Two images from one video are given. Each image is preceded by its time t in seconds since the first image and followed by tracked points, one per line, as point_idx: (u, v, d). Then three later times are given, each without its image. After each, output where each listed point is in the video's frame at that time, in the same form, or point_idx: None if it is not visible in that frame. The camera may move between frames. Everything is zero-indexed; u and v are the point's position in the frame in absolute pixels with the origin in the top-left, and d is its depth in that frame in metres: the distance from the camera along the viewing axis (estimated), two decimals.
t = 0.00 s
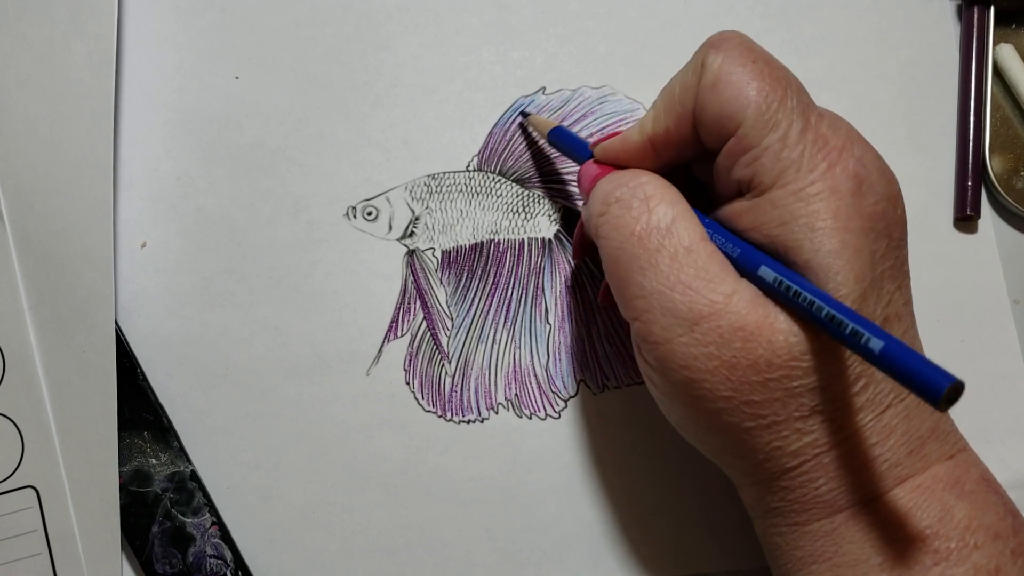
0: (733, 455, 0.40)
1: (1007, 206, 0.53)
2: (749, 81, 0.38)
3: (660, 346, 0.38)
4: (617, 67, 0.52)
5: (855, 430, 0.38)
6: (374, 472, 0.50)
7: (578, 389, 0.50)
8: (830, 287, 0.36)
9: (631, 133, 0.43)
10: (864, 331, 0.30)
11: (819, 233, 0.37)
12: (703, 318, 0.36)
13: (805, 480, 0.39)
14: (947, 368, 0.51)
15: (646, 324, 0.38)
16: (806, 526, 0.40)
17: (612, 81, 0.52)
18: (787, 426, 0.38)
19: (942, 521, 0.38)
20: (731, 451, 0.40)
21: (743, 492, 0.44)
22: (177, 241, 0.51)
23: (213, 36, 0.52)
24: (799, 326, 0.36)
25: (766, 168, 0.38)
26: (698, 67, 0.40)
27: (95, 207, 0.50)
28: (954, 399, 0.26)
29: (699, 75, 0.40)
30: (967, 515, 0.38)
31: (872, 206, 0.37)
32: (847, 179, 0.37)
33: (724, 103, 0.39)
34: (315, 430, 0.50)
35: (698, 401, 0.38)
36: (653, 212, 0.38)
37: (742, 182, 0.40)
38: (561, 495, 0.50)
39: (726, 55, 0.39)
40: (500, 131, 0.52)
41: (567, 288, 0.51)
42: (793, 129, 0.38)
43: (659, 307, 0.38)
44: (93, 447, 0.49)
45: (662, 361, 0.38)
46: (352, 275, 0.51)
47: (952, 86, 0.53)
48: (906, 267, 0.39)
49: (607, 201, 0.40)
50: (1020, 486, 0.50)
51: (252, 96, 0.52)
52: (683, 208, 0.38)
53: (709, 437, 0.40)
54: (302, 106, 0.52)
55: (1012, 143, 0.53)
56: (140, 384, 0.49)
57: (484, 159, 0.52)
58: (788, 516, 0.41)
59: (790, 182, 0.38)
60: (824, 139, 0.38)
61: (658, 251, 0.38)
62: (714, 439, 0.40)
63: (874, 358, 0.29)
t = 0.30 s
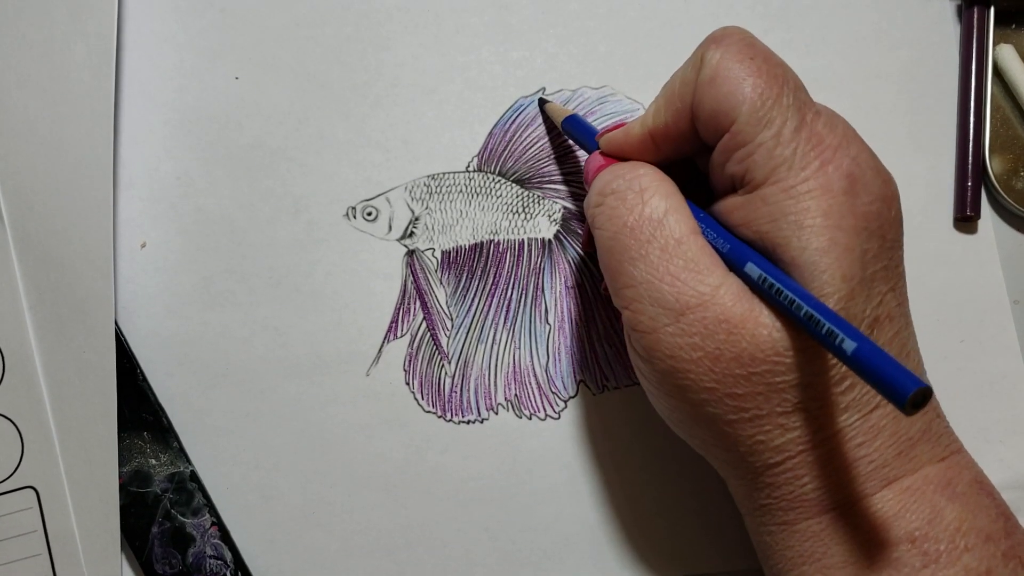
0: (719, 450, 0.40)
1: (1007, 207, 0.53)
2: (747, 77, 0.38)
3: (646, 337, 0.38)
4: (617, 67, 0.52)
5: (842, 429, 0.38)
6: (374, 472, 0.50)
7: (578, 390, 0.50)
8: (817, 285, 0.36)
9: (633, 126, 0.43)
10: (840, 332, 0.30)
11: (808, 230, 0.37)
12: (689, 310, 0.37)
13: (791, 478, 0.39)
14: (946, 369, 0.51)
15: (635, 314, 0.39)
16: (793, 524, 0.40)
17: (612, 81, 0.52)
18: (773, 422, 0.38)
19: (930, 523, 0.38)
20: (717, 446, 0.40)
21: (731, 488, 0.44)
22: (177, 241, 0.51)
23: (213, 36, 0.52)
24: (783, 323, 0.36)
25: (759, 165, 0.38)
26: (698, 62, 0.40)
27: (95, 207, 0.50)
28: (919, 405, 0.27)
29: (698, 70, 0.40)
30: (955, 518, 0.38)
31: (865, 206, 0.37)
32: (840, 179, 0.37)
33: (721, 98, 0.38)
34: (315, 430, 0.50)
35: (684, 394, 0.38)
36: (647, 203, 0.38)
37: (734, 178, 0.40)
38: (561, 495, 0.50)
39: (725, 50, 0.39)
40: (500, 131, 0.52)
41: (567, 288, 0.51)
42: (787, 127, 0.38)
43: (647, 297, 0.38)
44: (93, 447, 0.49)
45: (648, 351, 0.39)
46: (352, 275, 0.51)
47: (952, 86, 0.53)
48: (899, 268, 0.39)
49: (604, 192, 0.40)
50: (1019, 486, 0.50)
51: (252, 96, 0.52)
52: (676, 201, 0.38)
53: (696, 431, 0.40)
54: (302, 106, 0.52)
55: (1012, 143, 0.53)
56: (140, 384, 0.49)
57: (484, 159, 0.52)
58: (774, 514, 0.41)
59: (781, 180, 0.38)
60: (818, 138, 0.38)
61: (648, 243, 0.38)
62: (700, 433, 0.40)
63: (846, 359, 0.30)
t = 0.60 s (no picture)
0: (732, 445, 0.40)
1: (1007, 206, 0.53)
2: (767, 72, 0.38)
3: (662, 330, 0.38)
4: (617, 67, 0.52)
5: (856, 423, 0.38)
6: (374, 472, 0.50)
7: (578, 389, 0.50)
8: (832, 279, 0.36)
9: (649, 121, 0.43)
10: (864, 322, 0.30)
11: (828, 224, 0.37)
12: (707, 303, 0.36)
13: (803, 472, 0.39)
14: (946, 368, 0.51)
15: (650, 307, 0.38)
16: (803, 519, 0.40)
17: (612, 81, 0.52)
18: (787, 416, 0.38)
19: (941, 519, 0.38)
20: (730, 441, 0.40)
21: (739, 483, 0.44)
22: (177, 241, 0.51)
23: (213, 36, 0.52)
24: (802, 317, 0.36)
25: (779, 158, 0.38)
26: (717, 56, 0.40)
27: (95, 207, 0.50)
28: (947, 393, 0.27)
29: (717, 65, 0.40)
30: (966, 515, 0.38)
31: (883, 203, 0.37)
32: (859, 175, 0.37)
33: (741, 92, 0.39)
34: (315, 430, 0.50)
35: (698, 388, 0.38)
36: (664, 196, 0.38)
37: (754, 172, 0.40)
38: (561, 495, 0.49)
39: (745, 45, 0.39)
40: (500, 130, 0.52)
41: (567, 288, 0.51)
42: (807, 121, 0.38)
43: (664, 291, 0.38)
44: (93, 447, 0.49)
45: (664, 345, 0.38)
46: (352, 275, 0.51)
47: (951, 86, 0.53)
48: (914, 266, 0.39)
49: (620, 183, 0.40)
50: (1020, 485, 0.50)
51: (252, 96, 0.52)
52: (694, 194, 0.38)
53: (709, 425, 0.40)
54: (302, 106, 0.52)
55: (1012, 143, 0.53)
56: (140, 384, 0.49)
57: (484, 159, 0.52)
58: (785, 509, 0.41)
59: (803, 173, 0.38)
60: (837, 134, 0.38)
61: (665, 236, 0.38)
62: (713, 427, 0.40)
63: (871, 349, 0.30)
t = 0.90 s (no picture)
0: (735, 446, 0.40)
1: (1007, 207, 0.53)
2: (750, 77, 0.38)
3: (665, 335, 0.38)
4: (617, 67, 0.52)
5: (859, 422, 0.38)
6: (374, 472, 0.50)
7: (578, 390, 0.50)
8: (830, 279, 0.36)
9: (632, 134, 0.44)
10: (869, 317, 0.30)
11: (823, 224, 0.37)
12: (708, 306, 0.36)
13: (807, 472, 0.39)
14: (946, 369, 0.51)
15: (651, 314, 0.38)
16: (807, 519, 0.40)
17: (612, 81, 0.52)
18: (791, 417, 0.38)
19: (944, 515, 0.38)
20: (734, 442, 0.40)
21: (742, 485, 0.44)
22: (177, 241, 0.51)
23: (213, 36, 0.52)
24: (802, 316, 0.36)
25: (770, 161, 0.38)
26: (699, 66, 0.40)
27: (95, 206, 0.50)
28: (959, 380, 0.27)
29: (699, 74, 0.40)
30: (968, 511, 0.38)
31: (878, 199, 0.37)
32: (852, 172, 0.37)
33: (726, 99, 0.39)
34: (315, 430, 0.50)
35: (701, 391, 0.38)
36: (657, 203, 0.38)
37: (745, 177, 0.40)
38: (561, 495, 0.50)
39: (726, 53, 0.39)
40: (500, 131, 0.52)
41: (567, 288, 0.51)
42: (795, 123, 0.38)
43: (665, 296, 0.37)
44: (93, 446, 0.49)
45: (666, 349, 0.38)
46: (352, 275, 0.51)
47: (952, 86, 0.53)
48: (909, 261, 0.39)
49: (611, 193, 0.40)
50: (1019, 486, 0.50)
51: (252, 96, 0.52)
52: (685, 201, 0.38)
53: (712, 428, 0.40)
54: (302, 106, 0.52)
55: (1012, 143, 0.53)
56: (140, 384, 0.49)
57: (484, 159, 0.52)
58: (788, 509, 0.41)
59: (796, 175, 0.38)
60: (827, 133, 0.38)
61: (662, 242, 0.38)
62: (717, 429, 0.40)
63: (878, 342, 0.30)
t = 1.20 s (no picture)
0: (733, 441, 0.40)
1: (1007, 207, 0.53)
2: (781, 68, 0.38)
3: (668, 325, 0.38)
4: (617, 67, 0.52)
5: (861, 422, 0.38)
6: (374, 472, 0.50)
7: (578, 390, 0.50)
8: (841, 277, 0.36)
9: (659, 118, 0.44)
10: (873, 318, 0.30)
11: (838, 220, 0.37)
12: (715, 297, 0.36)
13: (806, 470, 0.39)
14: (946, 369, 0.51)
15: (657, 300, 0.38)
16: (802, 517, 0.40)
17: (612, 81, 0.52)
18: (792, 413, 0.38)
19: (941, 519, 0.38)
20: (733, 437, 0.40)
21: (739, 480, 0.44)
22: (177, 241, 0.51)
23: (213, 36, 0.52)
24: (808, 313, 0.36)
25: (789, 155, 0.38)
26: (730, 53, 0.40)
27: (95, 207, 0.50)
28: (954, 390, 0.27)
29: (730, 61, 0.40)
30: (966, 515, 0.38)
31: (894, 201, 0.37)
32: (869, 173, 0.37)
33: (753, 88, 0.38)
34: (315, 430, 0.50)
35: (702, 382, 0.38)
36: (675, 189, 0.38)
37: (764, 167, 0.40)
38: (561, 496, 0.50)
39: (758, 41, 0.39)
40: (500, 131, 0.52)
41: (567, 288, 0.51)
42: (818, 119, 0.38)
43: (672, 282, 0.37)
44: (93, 447, 0.49)
45: (669, 339, 0.38)
46: (352, 275, 0.51)
47: (952, 87, 0.53)
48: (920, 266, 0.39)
49: (630, 176, 0.40)
50: (1019, 486, 0.50)
51: (252, 96, 0.52)
52: (701, 189, 0.38)
53: (712, 421, 0.40)
54: (301, 106, 0.52)
55: (1012, 143, 0.53)
56: (140, 384, 0.50)
57: (484, 159, 0.52)
58: (785, 507, 0.41)
59: (814, 169, 0.38)
60: (847, 132, 0.38)
61: (675, 228, 0.37)
62: (716, 423, 0.40)
63: (879, 345, 0.30)
